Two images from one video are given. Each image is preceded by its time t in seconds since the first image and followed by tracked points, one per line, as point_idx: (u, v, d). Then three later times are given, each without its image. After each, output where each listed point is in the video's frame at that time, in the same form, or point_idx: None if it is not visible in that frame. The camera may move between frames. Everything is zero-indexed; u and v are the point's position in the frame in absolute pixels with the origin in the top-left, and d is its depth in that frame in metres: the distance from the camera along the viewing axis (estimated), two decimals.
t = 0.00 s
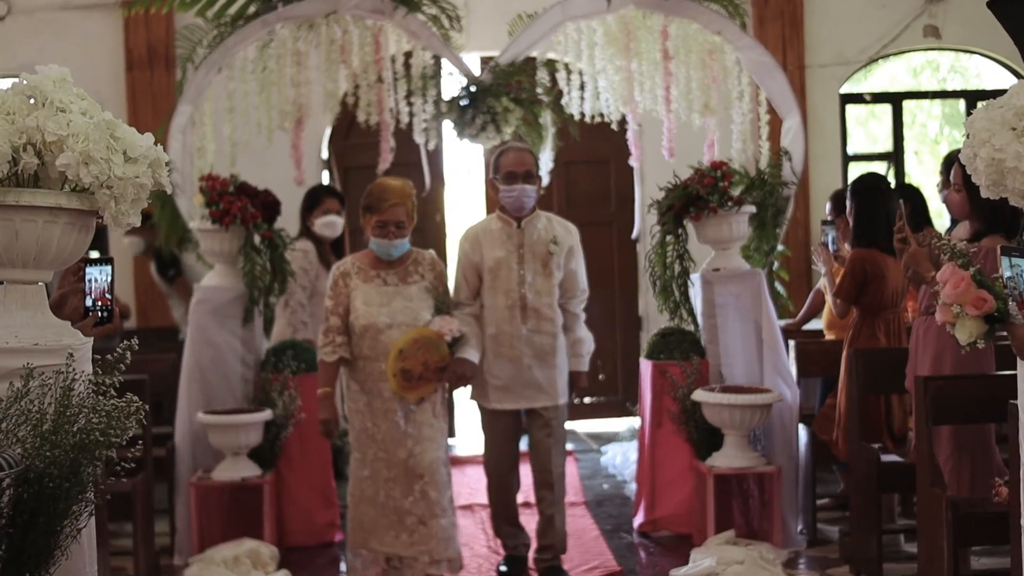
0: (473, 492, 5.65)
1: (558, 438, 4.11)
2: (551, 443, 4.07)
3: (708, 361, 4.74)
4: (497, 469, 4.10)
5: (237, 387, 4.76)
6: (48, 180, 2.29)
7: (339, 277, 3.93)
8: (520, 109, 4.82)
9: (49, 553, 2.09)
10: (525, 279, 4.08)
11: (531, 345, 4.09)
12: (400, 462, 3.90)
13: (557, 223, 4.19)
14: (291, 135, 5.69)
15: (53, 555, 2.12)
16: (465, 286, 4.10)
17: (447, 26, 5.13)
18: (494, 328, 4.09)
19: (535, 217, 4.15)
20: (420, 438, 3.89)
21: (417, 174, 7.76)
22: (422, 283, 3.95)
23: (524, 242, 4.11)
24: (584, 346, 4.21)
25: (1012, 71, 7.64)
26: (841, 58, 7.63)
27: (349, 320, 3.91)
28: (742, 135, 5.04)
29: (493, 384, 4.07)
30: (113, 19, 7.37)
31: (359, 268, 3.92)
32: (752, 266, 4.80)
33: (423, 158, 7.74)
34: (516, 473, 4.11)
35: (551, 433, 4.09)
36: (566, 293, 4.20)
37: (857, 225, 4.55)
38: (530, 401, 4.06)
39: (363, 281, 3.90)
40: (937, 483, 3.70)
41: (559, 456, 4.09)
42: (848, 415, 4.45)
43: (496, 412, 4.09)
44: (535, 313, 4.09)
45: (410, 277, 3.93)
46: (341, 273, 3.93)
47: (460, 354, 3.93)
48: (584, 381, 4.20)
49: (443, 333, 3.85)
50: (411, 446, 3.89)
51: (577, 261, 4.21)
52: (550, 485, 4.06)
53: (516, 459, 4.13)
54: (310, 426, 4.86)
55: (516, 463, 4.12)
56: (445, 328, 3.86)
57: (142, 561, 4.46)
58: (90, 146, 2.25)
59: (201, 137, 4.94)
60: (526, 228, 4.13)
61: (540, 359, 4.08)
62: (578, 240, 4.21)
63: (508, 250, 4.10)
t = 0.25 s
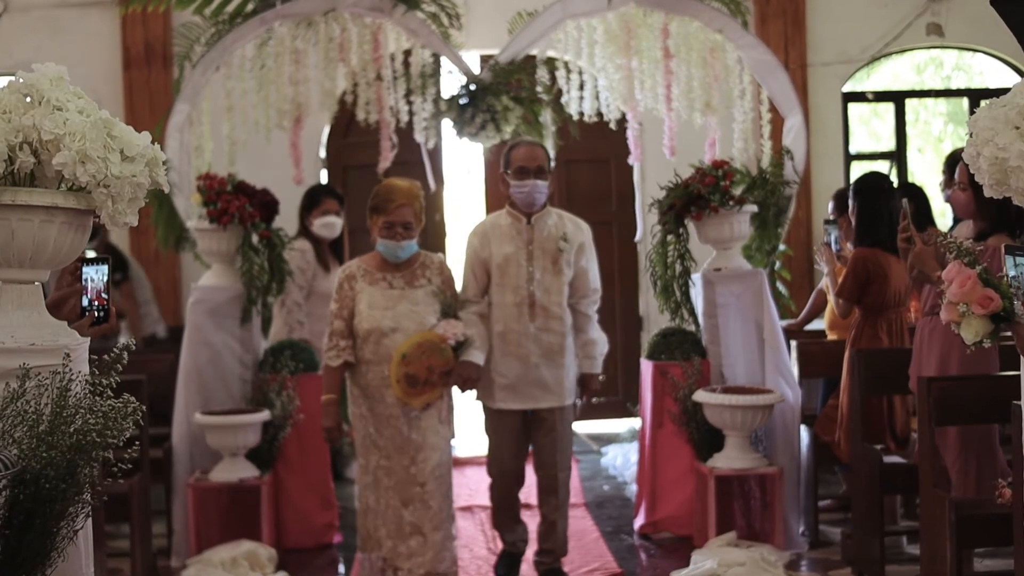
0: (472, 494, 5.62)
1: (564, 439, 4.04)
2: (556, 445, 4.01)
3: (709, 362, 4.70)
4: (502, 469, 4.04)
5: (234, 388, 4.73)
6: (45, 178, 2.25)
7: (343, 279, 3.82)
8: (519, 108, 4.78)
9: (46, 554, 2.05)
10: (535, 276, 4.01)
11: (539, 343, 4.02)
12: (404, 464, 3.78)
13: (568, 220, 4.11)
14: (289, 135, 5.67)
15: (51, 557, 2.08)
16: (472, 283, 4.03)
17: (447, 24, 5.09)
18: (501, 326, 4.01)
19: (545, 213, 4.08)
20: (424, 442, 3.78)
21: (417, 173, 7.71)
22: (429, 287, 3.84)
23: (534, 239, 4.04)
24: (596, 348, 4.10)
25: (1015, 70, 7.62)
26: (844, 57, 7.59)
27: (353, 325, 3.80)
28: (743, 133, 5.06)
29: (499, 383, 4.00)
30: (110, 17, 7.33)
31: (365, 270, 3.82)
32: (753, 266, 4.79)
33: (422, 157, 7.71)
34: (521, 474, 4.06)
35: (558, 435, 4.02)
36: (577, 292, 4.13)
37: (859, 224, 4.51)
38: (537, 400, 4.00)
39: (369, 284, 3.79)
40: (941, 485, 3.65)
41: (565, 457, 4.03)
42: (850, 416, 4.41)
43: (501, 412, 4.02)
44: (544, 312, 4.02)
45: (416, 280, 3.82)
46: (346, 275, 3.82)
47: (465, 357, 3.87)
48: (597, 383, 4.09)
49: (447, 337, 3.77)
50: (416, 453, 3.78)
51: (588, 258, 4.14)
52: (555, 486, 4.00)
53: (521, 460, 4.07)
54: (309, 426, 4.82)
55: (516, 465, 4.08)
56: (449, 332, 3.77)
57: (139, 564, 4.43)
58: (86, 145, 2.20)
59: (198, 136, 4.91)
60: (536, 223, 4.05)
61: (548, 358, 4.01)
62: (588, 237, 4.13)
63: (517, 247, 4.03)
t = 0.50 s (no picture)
0: (473, 496, 5.59)
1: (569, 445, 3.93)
2: (560, 450, 3.92)
3: (711, 363, 4.67)
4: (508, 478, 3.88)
5: (233, 389, 4.69)
6: (42, 179, 2.23)
7: (354, 275, 3.68)
8: (520, 107, 4.76)
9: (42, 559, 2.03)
10: (541, 277, 3.89)
11: (546, 346, 3.89)
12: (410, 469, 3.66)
13: (575, 220, 3.99)
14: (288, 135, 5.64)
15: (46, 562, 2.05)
16: (481, 284, 3.89)
17: (448, 23, 5.06)
18: (508, 327, 3.87)
19: (552, 213, 3.95)
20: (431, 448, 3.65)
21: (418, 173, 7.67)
22: (442, 284, 3.70)
23: (541, 239, 3.92)
24: (606, 347, 3.91)
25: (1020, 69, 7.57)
26: (847, 56, 7.56)
27: (362, 320, 3.68)
28: (746, 133, 5.04)
29: (505, 387, 3.85)
30: (108, 16, 7.30)
31: (378, 265, 3.68)
32: (755, 266, 4.77)
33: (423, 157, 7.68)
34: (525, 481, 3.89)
35: (562, 440, 3.91)
36: (583, 294, 3.99)
37: (862, 225, 4.48)
38: (543, 404, 3.86)
39: (381, 278, 3.66)
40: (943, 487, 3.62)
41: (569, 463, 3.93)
42: (853, 418, 4.38)
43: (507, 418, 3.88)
44: (550, 315, 3.89)
45: (429, 277, 3.68)
46: (356, 269, 3.68)
47: (477, 357, 3.69)
48: (608, 382, 3.88)
49: (459, 336, 3.60)
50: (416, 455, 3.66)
51: (595, 258, 4.02)
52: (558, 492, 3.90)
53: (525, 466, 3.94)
54: (308, 428, 4.80)
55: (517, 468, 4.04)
56: (461, 331, 3.60)
57: (136, 566, 4.40)
58: (83, 144, 2.19)
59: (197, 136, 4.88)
60: (542, 224, 3.93)
61: (554, 362, 3.88)
62: (595, 236, 4.01)
63: (524, 247, 3.90)
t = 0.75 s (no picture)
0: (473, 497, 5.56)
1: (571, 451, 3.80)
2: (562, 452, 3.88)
3: (712, 363, 4.62)
4: (514, 485, 3.71)
5: (231, 390, 4.67)
6: (39, 178, 2.67)
7: (358, 272, 3.45)
8: (520, 106, 4.70)
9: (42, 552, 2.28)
10: (543, 280, 3.73)
11: (547, 350, 3.74)
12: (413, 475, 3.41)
13: (574, 220, 3.85)
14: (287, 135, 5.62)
15: (46, 554, 2.30)
16: (483, 288, 3.70)
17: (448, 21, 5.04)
18: (511, 331, 3.70)
19: (551, 214, 3.81)
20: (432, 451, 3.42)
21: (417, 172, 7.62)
22: (449, 285, 3.48)
23: (542, 241, 3.76)
24: (606, 351, 3.78)
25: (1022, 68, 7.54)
26: (848, 54, 7.54)
27: (366, 321, 3.45)
28: (747, 132, 4.99)
29: (507, 392, 3.69)
30: (106, 14, 7.28)
31: (383, 264, 3.44)
32: (756, 266, 4.76)
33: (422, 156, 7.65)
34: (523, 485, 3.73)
35: (564, 448, 3.76)
36: (583, 295, 3.83)
37: (863, 225, 4.46)
38: (545, 409, 3.71)
39: (386, 278, 3.42)
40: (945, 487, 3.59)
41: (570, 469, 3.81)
42: (854, 419, 4.36)
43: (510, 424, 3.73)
44: (552, 317, 3.74)
45: (436, 278, 3.45)
46: (361, 267, 3.45)
47: (482, 361, 3.53)
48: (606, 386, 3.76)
49: (466, 340, 3.38)
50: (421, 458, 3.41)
51: (596, 259, 3.88)
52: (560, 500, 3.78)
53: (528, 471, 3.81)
54: (307, 429, 4.75)
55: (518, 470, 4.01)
56: (468, 335, 3.39)
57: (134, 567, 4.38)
58: (80, 144, 2.63)
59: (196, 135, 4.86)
60: (543, 224, 3.78)
61: (557, 366, 3.73)
62: (596, 237, 3.87)
63: (524, 250, 3.74)
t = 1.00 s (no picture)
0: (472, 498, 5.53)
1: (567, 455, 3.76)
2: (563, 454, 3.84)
3: (713, 363, 4.59)
4: (515, 493, 3.62)
5: (229, 391, 4.64)
6: (35, 177, 2.66)
7: (357, 275, 3.38)
8: (519, 105, 4.66)
9: (41, 553, 2.27)
10: (541, 282, 3.69)
11: (548, 354, 3.69)
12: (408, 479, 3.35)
13: (570, 219, 3.80)
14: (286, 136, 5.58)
15: (44, 555, 2.29)
16: (480, 291, 3.65)
17: (447, 20, 5.01)
18: (509, 336, 3.65)
19: (545, 214, 3.76)
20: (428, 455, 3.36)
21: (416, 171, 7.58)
22: (449, 287, 3.43)
23: (538, 241, 3.72)
24: (602, 353, 3.75)
25: None
26: (850, 53, 7.51)
27: (365, 323, 3.39)
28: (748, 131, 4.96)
29: (507, 397, 3.63)
30: (103, 12, 7.24)
31: (382, 265, 3.38)
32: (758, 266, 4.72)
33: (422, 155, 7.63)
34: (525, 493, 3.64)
35: (563, 451, 3.74)
36: (583, 295, 3.79)
37: (865, 224, 4.43)
38: (545, 414, 3.66)
39: (386, 280, 3.35)
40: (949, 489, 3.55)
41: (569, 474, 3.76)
42: (857, 419, 4.33)
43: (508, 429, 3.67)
44: (551, 319, 3.69)
45: (436, 279, 3.40)
46: (360, 269, 3.38)
47: (485, 364, 3.49)
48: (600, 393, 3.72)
49: (468, 344, 3.34)
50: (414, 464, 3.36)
51: (593, 259, 3.83)
52: (557, 505, 3.74)
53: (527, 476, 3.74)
54: (305, 430, 4.71)
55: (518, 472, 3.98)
56: (471, 339, 3.35)
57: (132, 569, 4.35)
58: (77, 143, 2.63)
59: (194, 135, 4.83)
60: (538, 225, 3.73)
61: (556, 370, 3.68)
62: (593, 236, 3.82)
63: (520, 252, 3.69)
